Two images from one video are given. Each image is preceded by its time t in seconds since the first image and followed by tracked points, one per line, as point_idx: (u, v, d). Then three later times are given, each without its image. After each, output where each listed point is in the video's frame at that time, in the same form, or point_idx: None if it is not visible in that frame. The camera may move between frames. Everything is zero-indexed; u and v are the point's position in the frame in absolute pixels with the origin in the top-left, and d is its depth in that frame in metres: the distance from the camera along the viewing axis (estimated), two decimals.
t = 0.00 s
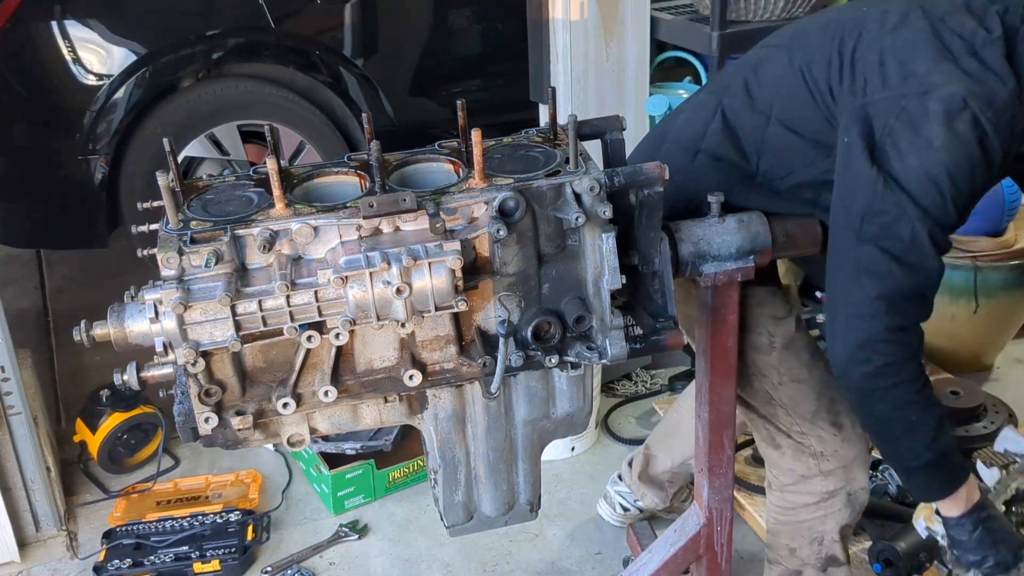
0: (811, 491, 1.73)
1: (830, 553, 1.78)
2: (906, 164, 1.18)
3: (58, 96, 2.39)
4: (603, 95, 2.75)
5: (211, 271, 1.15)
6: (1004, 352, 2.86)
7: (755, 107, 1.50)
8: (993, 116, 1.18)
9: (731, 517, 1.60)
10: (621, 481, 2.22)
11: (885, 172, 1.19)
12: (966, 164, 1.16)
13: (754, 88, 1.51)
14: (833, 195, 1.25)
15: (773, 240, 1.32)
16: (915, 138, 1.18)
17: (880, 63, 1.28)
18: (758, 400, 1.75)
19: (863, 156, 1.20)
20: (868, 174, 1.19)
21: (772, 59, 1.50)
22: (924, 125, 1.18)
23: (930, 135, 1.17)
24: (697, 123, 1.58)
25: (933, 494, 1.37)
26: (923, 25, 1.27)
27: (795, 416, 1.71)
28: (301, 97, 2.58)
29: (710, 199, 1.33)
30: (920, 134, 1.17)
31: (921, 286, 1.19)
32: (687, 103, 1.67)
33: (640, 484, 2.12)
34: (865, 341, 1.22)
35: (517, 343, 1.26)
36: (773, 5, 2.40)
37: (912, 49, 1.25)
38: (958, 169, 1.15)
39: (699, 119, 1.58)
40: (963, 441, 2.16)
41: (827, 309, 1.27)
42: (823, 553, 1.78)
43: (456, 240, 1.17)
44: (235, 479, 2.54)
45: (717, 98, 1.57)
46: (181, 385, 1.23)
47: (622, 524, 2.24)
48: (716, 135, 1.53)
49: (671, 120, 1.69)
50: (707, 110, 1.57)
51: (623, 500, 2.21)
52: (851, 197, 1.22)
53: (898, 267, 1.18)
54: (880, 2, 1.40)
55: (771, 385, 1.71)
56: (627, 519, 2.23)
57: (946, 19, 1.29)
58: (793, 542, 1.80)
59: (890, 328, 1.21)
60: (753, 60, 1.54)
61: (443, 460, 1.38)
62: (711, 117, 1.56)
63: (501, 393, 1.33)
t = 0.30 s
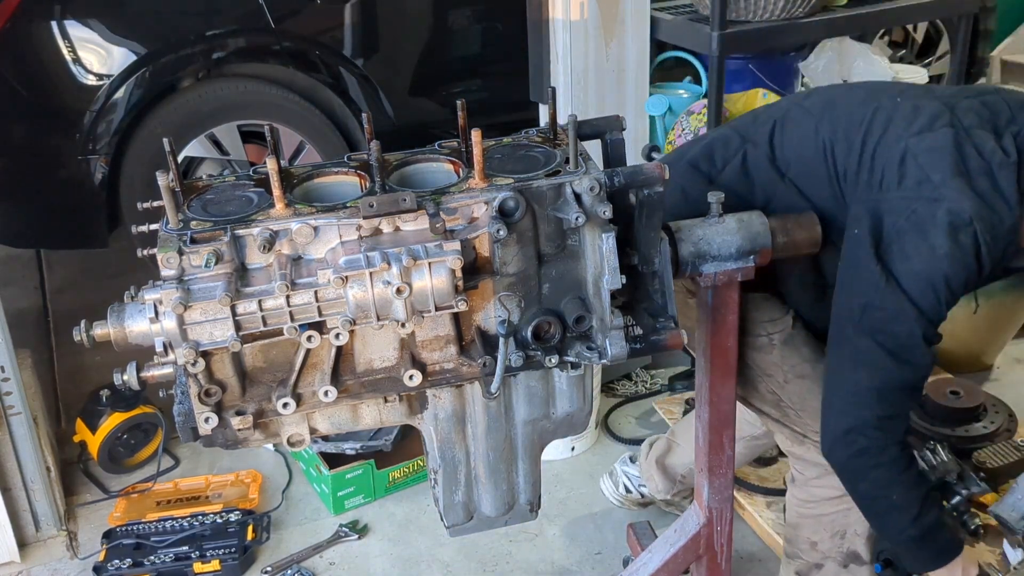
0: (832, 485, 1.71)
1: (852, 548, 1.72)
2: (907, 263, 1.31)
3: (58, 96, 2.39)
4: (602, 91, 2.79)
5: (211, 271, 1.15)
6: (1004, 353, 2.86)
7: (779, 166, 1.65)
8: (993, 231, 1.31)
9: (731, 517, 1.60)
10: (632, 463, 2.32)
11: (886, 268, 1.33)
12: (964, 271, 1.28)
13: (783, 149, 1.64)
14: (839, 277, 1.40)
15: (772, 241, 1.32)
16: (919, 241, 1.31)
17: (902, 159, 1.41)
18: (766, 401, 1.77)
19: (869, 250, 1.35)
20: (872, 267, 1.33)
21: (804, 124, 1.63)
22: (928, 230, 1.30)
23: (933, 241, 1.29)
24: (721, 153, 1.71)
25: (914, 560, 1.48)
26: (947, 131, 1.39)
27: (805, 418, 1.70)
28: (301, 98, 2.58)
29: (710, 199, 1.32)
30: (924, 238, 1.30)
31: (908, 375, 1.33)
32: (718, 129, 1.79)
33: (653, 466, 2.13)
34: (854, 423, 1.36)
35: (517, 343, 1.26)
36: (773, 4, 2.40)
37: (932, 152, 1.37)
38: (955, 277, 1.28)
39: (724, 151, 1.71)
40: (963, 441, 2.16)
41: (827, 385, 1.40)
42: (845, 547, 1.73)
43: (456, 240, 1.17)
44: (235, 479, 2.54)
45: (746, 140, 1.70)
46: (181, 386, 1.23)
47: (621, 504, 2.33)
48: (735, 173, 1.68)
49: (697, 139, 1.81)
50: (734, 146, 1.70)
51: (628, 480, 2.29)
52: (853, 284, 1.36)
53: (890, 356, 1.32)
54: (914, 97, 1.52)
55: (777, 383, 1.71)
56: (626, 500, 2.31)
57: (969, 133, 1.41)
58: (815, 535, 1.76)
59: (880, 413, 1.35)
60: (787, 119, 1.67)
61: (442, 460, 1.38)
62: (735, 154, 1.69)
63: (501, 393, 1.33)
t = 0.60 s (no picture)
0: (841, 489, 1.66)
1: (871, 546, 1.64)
2: (900, 345, 1.30)
3: (58, 96, 2.39)
4: (601, 91, 2.79)
5: (211, 271, 1.15)
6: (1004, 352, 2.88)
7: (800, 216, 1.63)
8: (985, 329, 1.29)
9: (731, 517, 1.60)
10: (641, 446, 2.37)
11: (879, 345, 1.33)
12: (950, 360, 1.27)
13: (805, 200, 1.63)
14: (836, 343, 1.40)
15: (772, 241, 1.31)
16: (913, 324, 1.29)
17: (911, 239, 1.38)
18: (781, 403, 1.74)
19: (865, 325, 1.34)
20: (866, 343, 1.33)
21: (828, 179, 1.61)
22: (923, 315, 1.28)
23: (927, 327, 1.28)
24: (746, 190, 1.70)
25: None
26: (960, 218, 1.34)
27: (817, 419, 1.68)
28: (301, 98, 2.58)
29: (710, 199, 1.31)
30: (918, 324, 1.29)
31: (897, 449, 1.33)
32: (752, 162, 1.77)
33: (661, 454, 2.17)
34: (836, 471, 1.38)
35: (517, 343, 1.26)
36: (774, 4, 2.40)
37: (940, 236, 1.33)
38: (943, 361, 1.27)
39: (751, 188, 1.70)
40: (963, 441, 2.10)
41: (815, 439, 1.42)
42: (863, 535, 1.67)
43: (456, 240, 1.17)
44: (235, 479, 2.54)
45: (773, 182, 1.69)
46: (181, 385, 1.23)
47: (622, 481, 2.38)
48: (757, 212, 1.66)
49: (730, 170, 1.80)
50: (761, 186, 1.69)
51: (633, 462, 2.35)
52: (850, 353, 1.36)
53: (875, 429, 1.33)
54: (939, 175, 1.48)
55: (791, 383, 1.70)
56: (628, 479, 2.36)
57: (983, 223, 1.36)
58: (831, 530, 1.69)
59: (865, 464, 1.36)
60: (815, 170, 1.65)
61: (443, 460, 1.38)
62: (760, 193, 1.68)
63: (501, 393, 1.33)
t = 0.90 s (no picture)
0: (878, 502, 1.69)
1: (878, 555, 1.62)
2: (949, 389, 1.29)
3: (58, 96, 2.39)
4: (601, 91, 2.79)
5: (210, 271, 1.15)
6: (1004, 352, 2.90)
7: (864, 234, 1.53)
8: None
9: (731, 517, 1.60)
10: (643, 442, 2.37)
11: (927, 383, 1.32)
12: (996, 411, 1.27)
13: (876, 218, 1.52)
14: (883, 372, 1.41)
15: (772, 241, 1.31)
16: (967, 371, 1.28)
17: (979, 280, 1.33)
18: (832, 411, 1.78)
19: (914, 361, 1.34)
20: (912, 379, 1.33)
21: (902, 197, 1.50)
22: (978, 363, 1.27)
23: (979, 376, 1.26)
24: (814, 195, 1.57)
25: None
26: None
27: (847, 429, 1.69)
28: (301, 98, 2.58)
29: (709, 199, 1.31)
30: (971, 371, 1.27)
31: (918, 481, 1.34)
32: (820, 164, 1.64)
33: (662, 450, 2.18)
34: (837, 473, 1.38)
35: (517, 343, 1.26)
36: (774, 4, 2.40)
37: (1013, 286, 1.29)
38: (989, 411, 1.26)
39: (819, 196, 1.57)
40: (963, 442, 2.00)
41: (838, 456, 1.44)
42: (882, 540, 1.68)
43: (456, 240, 1.17)
44: (235, 479, 2.54)
45: (843, 192, 1.56)
46: (181, 385, 1.23)
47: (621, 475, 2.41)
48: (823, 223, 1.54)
49: (792, 170, 1.67)
50: (830, 194, 1.56)
51: (634, 457, 2.36)
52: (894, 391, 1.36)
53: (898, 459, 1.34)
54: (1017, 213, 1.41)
55: (846, 394, 1.72)
56: (627, 474, 2.38)
57: None
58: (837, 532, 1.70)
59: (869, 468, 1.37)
60: (888, 185, 1.54)
61: (442, 460, 1.38)
62: (828, 202, 1.55)
63: (501, 393, 1.33)
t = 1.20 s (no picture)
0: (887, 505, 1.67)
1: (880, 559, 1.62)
2: (974, 408, 1.30)
3: (58, 96, 2.39)
4: (601, 90, 2.79)
5: (210, 271, 1.15)
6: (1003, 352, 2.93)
7: (900, 242, 1.49)
8: None
9: (732, 517, 1.60)
10: (640, 445, 2.34)
11: (951, 397, 1.33)
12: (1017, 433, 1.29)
13: (915, 227, 1.47)
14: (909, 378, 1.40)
15: (773, 241, 1.31)
16: (995, 392, 1.28)
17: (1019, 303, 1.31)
18: (857, 418, 1.74)
19: (941, 374, 1.34)
20: (936, 393, 1.33)
21: (943, 207, 1.45)
22: (1008, 385, 1.27)
23: (1008, 398, 1.27)
24: (851, 200, 1.51)
25: None
26: None
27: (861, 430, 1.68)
28: (302, 98, 2.58)
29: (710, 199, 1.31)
30: (1000, 392, 1.27)
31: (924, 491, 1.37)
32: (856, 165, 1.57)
33: (660, 450, 2.17)
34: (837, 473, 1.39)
35: (517, 343, 1.26)
36: (774, 4, 2.40)
37: None
38: (1011, 433, 1.29)
39: (857, 201, 1.50)
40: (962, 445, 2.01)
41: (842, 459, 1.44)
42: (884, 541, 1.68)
43: (456, 240, 1.17)
44: (235, 479, 2.54)
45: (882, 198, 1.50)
46: (181, 386, 1.23)
47: (620, 480, 2.37)
48: (861, 229, 1.48)
49: (827, 169, 1.60)
50: (868, 200, 1.50)
51: (632, 460, 2.33)
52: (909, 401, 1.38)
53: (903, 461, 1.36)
54: None
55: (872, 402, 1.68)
56: (626, 478, 2.35)
57: None
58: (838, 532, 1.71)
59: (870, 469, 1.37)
60: (929, 194, 1.48)
61: (442, 460, 1.38)
62: (867, 208, 1.49)
63: (501, 393, 1.33)
